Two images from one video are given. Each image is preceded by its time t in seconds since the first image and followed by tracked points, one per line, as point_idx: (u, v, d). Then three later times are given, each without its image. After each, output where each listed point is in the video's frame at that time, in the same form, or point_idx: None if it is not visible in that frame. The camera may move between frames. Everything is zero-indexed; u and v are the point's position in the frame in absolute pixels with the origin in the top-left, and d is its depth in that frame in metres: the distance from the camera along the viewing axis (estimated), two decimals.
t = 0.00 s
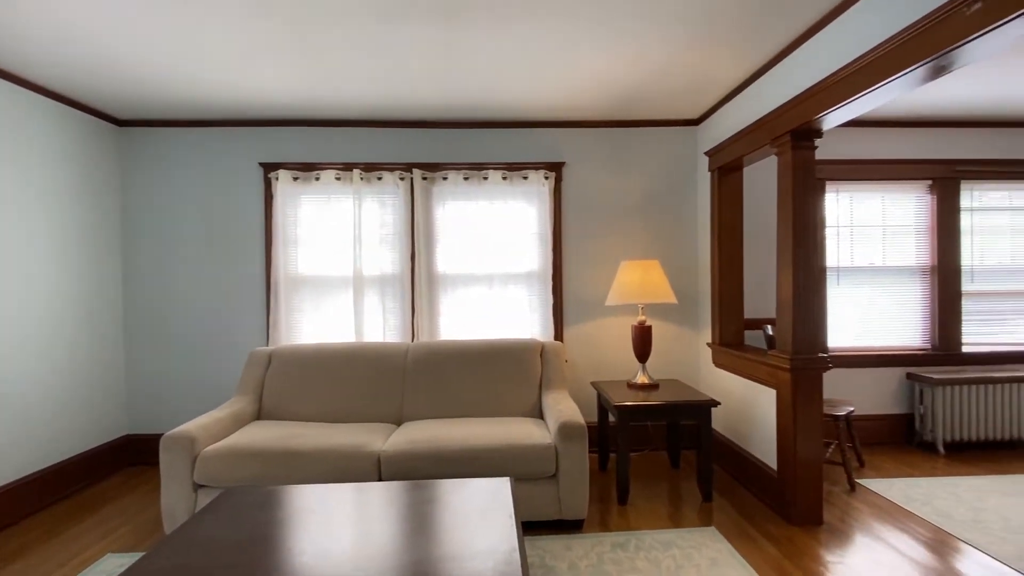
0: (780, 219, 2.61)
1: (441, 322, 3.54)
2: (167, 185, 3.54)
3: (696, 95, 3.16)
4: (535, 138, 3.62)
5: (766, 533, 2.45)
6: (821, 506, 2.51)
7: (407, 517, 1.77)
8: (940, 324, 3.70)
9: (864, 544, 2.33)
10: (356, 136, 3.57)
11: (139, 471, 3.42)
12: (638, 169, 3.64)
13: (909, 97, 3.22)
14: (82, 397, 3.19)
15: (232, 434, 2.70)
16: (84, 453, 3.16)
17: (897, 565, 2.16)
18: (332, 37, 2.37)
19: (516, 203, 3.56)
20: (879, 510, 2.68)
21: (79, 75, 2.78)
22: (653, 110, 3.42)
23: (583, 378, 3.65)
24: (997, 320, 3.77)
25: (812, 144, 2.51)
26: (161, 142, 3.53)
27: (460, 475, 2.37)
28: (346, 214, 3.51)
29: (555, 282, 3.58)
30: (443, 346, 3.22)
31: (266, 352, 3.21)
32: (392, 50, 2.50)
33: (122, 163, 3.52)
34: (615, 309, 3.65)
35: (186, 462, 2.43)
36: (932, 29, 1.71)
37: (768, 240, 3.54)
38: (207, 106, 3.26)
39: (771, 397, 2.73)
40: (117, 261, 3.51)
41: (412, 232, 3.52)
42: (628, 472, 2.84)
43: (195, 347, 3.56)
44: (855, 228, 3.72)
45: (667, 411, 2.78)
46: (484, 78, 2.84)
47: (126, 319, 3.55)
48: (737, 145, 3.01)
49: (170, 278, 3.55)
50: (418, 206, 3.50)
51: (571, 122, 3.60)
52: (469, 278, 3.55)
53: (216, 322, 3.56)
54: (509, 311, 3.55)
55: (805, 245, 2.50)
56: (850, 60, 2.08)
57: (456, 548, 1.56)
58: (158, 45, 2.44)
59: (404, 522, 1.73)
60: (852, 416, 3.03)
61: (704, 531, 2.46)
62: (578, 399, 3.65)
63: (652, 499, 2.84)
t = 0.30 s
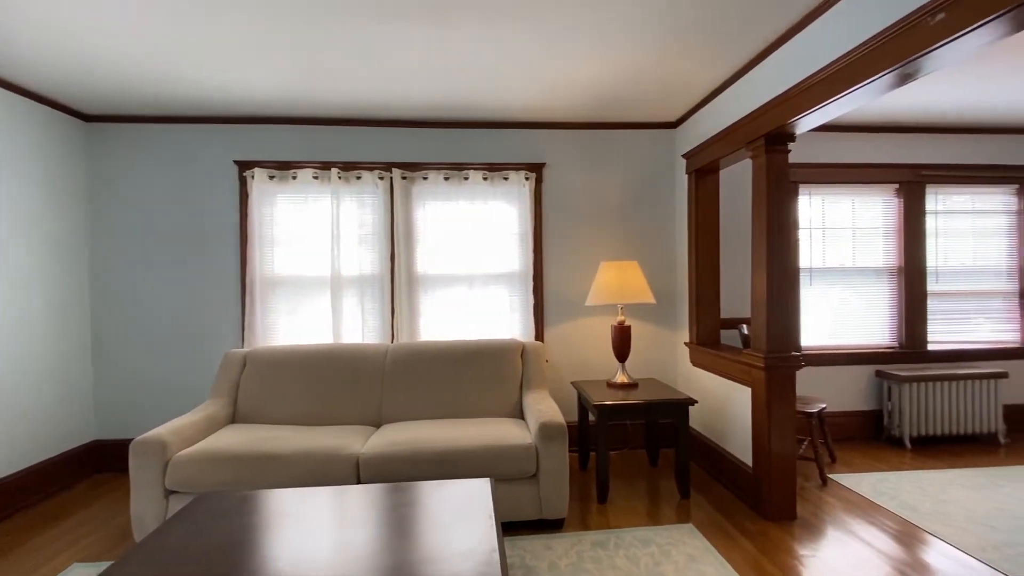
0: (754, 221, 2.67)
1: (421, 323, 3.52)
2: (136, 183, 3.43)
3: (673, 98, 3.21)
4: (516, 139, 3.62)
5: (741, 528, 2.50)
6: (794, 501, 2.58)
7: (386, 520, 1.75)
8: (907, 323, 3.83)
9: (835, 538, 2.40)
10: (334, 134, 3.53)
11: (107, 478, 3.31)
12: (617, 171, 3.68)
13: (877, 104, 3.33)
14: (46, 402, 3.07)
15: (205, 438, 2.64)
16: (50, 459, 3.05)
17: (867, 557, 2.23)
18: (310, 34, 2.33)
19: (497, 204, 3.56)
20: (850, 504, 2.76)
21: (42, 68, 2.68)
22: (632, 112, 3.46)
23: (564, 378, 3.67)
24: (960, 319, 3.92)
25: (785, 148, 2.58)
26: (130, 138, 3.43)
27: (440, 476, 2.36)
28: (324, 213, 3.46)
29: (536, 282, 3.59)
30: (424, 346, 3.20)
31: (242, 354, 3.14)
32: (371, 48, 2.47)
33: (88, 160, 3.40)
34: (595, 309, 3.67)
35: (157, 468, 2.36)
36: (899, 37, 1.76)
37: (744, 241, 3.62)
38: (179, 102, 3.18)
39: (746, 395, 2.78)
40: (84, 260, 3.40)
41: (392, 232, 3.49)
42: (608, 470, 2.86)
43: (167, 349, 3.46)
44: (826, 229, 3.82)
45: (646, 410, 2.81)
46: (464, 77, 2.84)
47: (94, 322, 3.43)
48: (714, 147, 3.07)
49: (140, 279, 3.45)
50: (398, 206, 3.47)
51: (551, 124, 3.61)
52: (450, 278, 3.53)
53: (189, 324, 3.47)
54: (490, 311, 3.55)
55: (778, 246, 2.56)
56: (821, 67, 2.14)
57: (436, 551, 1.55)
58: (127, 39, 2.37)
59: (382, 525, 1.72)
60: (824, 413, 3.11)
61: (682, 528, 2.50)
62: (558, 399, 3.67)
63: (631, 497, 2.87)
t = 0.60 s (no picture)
0: (732, 222, 2.72)
1: (402, 324, 3.49)
2: (108, 181, 3.34)
3: (654, 100, 3.25)
4: (498, 140, 3.63)
5: (720, 524, 2.54)
6: (771, 497, 2.63)
7: (367, 522, 1.74)
8: (879, 322, 3.95)
9: (810, 532, 2.45)
10: (314, 132, 3.48)
11: (76, 484, 3.20)
12: (599, 172, 3.71)
13: (850, 109, 3.42)
14: (10, 407, 2.96)
15: (180, 442, 2.57)
16: (16, 466, 2.95)
17: (840, 551, 2.29)
18: (290, 31, 2.30)
19: (479, 204, 3.56)
20: (825, 499, 2.83)
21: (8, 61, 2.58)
22: (613, 114, 3.50)
23: (546, 378, 3.68)
24: (929, 318, 4.05)
25: (762, 151, 2.63)
26: (102, 135, 3.33)
27: (421, 478, 2.35)
28: (303, 212, 3.41)
29: (518, 283, 3.59)
30: (406, 347, 3.18)
31: (219, 356, 3.08)
32: (352, 46, 2.45)
33: (57, 156, 3.29)
34: (577, 309, 3.70)
35: (130, 473, 2.30)
36: (871, 44, 1.81)
37: (723, 242, 3.68)
38: (154, 97, 3.10)
39: (725, 394, 2.83)
40: (52, 260, 3.29)
41: (373, 232, 3.46)
42: (590, 469, 2.88)
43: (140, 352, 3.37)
44: (802, 231, 3.91)
45: (627, 409, 2.84)
46: (446, 77, 2.83)
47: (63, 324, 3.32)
48: (693, 150, 3.11)
49: (112, 279, 3.35)
50: (379, 206, 3.44)
51: (533, 124, 3.63)
52: (432, 279, 3.52)
53: (163, 326, 3.39)
54: (472, 311, 3.54)
55: (755, 247, 2.61)
56: (796, 72, 2.19)
57: (418, 552, 1.54)
58: (98, 32, 2.30)
59: (362, 527, 1.70)
60: (800, 410, 3.18)
61: (663, 525, 2.53)
62: (541, 399, 3.68)
63: (613, 495, 2.90)
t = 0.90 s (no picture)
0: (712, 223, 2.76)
1: (384, 325, 3.47)
2: (80, 178, 3.25)
3: (636, 102, 3.28)
4: (482, 139, 3.62)
5: (700, 521, 2.58)
6: (749, 493, 2.68)
7: (349, 524, 1.72)
8: (853, 321, 4.05)
9: (788, 527, 2.50)
10: (294, 130, 3.43)
11: (46, 491, 3.11)
12: (582, 172, 3.73)
13: (826, 112, 3.51)
14: None
15: (155, 445, 2.52)
16: None
17: (816, 545, 2.34)
18: (269, 28, 2.27)
19: (462, 204, 3.55)
20: (801, 494, 2.89)
21: None
22: (596, 115, 3.52)
23: (529, 377, 3.69)
24: (901, 317, 4.17)
25: (741, 153, 2.68)
26: (73, 131, 3.24)
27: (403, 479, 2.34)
28: (283, 211, 3.36)
29: (502, 283, 3.60)
30: (389, 347, 3.16)
31: (196, 358, 3.03)
32: (333, 44, 2.42)
33: (25, 152, 3.19)
34: (560, 309, 3.71)
35: (101, 479, 2.24)
36: (844, 50, 1.86)
37: (703, 242, 3.73)
38: (127, 93, 3.02)
39: (705, 392, 2.87)
40: (21, 260, 3.18)
41: (355, 232, 3.43)
42: (572, 468, 2.89)
43: (114, 354, 3.29)
44: (780, 232, 3.98)
45: (609, 408, 2.86)
46: (429, 76, 2.82)
47: (32, 326, 3.22)
48: (674, 152, 3.15)
49: (85, 280, 3.26)
50: (361, 205, 3.41)
51: (517, 125, 3.63)
52: (415, 279, 3.50)
53: (139, 328, 3.31)
54: (456, 311, 3.53)
55: (734, 247, 2.66)
56: (773, 76, 2.23)
57: (400, 553, 1.54)
58: (68, 25, 2.23)
59: (344, 528, 1.69)
60: (778, 408, 3.24)
61: (644, 523, 2.56)
62: (524, 399, 3.69)
63: (595, 494, 2.92)
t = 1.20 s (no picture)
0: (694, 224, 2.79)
1: (367, 325, 3.44)
2: (51, 176, 3.16)
3: (619, 103, 3.31)
4: (466, 139, 3.62)
5: (683, 518, 2.61)
6: (730, 490, 2.72)
7: (332, 526, 1.71)
8: (831, 320, 4.14)
9: (767, 523, 2.55)
10: (275, 128, 3.38)
11: (16, 498, 3.01)
12: (566, 173, 3.74)
13: (804, 116, 3.58)
14: None
15: (130, 450, 2.46)
16: None
17: (795, 540, 2.39)
18: (250, 24, 2.23)
19: (446, 203, 3.54)
20: (781, 490, 2.94)
21: None
22: (580, 116, 3.54)
23: (514, 378, 3.69)
24: (877, 316, 4.27)
25: (722, 155, 2.71)
26: (43, 127, 3.14)
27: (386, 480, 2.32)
28: (264, 210, 3.31)
29: (486, 284, 3.59)
30: (371, 348, 3.13)
31: (173, 360, 2.97)
32: (315, 41, 2.39)
33: None
34: (544, 309, 3.72)
35: (74, 484, 2.18)
36: (821, 55, 1.90)
37: (685, 243, 3.78)
38: (101, 88, 2.94)
39: (687, 391, 2.91)
40: None
41: (337, 231, 3.40)
42: (556, 468, 2.90)
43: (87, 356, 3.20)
44: (760, 233, 4.05)
45: (593, 407, 2.88)
46: (413, 75, 2.80)
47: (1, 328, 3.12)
48: (656, 153, 3.19)
49: (56, 280, 3.17)
50: (343, 204, 3.38)
51: (501, 125, 3.63)
52: (398, 279, 3.48)
53: (113, 330, 3.23)
54: (440, 311, 3.52)
55: (715, 248, 2.70)
56: (753, 79, 2.27)
57: (384, 554, 1.53)
58: (39, 17, 2.17)
59: (327, 531, 1.68)
60: (758, 406, 3.30)
61: (627, 521, 2.58)
62: (509, 399, 3.69)
63: (579, 493, 2.93)
